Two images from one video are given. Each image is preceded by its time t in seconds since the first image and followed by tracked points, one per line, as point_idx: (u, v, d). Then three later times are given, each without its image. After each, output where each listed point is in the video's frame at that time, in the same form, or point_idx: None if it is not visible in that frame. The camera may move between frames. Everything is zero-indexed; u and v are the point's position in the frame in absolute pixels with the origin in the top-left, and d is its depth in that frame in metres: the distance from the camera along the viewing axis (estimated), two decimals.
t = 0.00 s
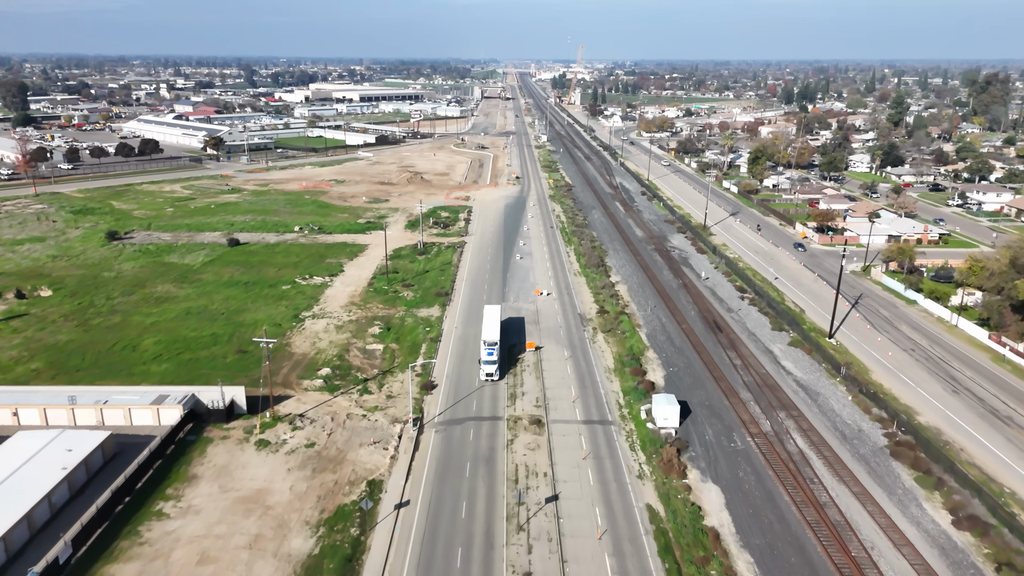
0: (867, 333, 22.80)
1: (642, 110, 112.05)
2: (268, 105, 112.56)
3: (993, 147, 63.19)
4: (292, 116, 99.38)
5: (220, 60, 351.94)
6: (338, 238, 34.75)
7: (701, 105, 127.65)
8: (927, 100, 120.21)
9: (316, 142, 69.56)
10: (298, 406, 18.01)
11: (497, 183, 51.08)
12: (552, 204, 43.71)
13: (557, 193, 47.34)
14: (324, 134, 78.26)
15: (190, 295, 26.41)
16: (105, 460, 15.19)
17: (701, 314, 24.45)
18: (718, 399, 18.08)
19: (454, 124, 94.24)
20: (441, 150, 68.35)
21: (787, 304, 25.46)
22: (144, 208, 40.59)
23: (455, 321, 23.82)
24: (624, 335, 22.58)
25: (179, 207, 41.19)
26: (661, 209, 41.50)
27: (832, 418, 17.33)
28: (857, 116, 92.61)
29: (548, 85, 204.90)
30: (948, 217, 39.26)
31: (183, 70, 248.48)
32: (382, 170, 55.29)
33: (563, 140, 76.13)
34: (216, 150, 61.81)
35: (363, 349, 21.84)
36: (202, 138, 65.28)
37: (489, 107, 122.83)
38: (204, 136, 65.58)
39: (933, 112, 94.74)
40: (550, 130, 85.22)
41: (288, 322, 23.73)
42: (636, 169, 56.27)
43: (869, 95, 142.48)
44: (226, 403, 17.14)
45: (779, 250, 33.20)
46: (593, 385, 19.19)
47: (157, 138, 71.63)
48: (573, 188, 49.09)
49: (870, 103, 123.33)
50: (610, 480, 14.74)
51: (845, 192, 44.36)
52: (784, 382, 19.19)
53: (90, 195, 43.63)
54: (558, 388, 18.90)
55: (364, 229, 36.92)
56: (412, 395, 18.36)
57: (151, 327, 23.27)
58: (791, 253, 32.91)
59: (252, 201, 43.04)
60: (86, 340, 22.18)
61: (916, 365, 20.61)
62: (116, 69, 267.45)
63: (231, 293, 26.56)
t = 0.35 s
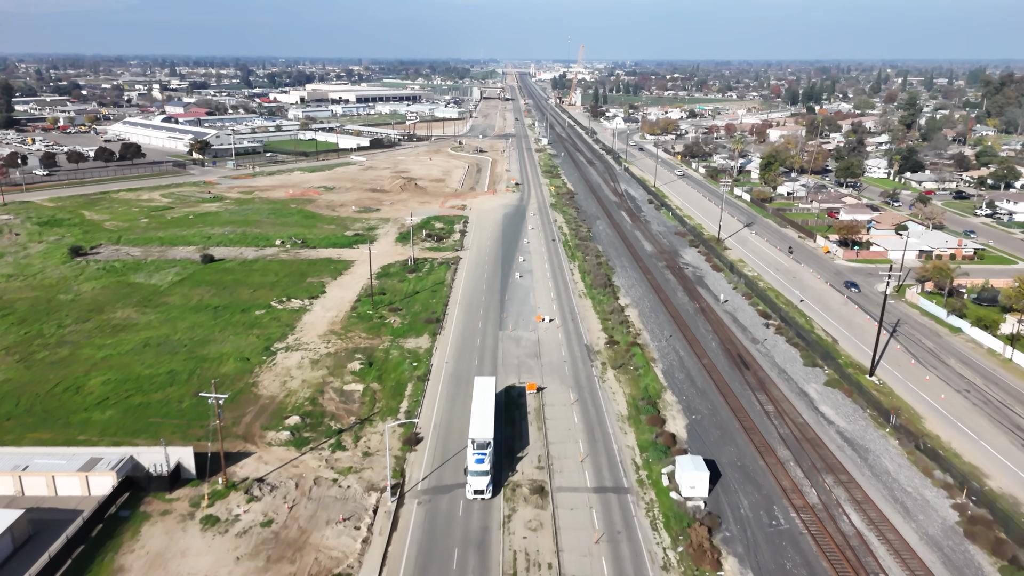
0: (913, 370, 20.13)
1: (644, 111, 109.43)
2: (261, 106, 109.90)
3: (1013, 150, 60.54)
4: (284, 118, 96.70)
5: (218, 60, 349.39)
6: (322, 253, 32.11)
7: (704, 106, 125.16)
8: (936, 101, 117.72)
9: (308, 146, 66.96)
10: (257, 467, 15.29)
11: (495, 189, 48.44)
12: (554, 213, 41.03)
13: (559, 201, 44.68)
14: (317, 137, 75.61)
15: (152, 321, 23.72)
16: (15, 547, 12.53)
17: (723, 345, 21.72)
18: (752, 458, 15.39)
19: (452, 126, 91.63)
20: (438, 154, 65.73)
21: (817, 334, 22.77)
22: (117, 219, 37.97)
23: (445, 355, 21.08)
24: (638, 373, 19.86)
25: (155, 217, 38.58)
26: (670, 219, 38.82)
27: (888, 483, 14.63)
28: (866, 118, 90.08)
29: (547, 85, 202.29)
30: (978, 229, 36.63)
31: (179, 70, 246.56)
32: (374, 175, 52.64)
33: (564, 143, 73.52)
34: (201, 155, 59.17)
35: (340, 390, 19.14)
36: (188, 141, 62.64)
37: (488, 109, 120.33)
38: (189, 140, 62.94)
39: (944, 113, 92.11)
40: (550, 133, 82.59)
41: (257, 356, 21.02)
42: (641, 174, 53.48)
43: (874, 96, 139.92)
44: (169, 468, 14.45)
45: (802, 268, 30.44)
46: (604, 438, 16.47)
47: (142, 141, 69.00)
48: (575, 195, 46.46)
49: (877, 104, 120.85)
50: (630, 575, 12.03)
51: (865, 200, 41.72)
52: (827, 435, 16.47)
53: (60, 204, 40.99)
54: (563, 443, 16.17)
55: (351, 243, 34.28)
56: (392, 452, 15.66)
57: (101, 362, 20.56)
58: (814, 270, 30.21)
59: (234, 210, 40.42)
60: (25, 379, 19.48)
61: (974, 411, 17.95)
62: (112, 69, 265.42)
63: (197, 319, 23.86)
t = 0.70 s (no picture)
0: (972, 417, 17.52)
1: (646, 112, 106.82)
2: (254, 107, 107.25)
3: None
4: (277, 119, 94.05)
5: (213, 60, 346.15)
6: (305, 270, 29.52)
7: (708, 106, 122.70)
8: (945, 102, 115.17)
9: (299, 149, 64.36)
10: (203, 551, 12.68)
11: (493, 196, 45.88)
12: (556, 223, 38.45)
13: (562, 209, 42.08)
14: (309, 139, 72.95)
15: (106, 353, 21.11)
16: None
17: (750, 384, 19.10)
18: (800, 539, 12.80)
19: (450, 128, 89.07)
20: (434, 158, 63.12)
21: (856, 370, 20.16)
22: (87, 231, 35.40)
23: (435, 397, 18.46)
24: (656, 420, 17.25)
25: (128, 228, 36.02)
26: (681, 231, 36.23)
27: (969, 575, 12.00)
28: (876, 119, 87.54)
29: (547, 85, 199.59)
30: (1013, 241, 34.08)
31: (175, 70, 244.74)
32: (367, 181, 50.04)
33: (565, 146, 70.99)
34: (186, 159, 56.54)
35: (311, 441, 16.53)
36: (173, 145, 60.06)
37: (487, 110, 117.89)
38: (175, 143, 60.36)
39: (957, 114, 89.54)
40: (551, 134, 79.96)
41: (219, 397, 18.41)
42: (648, 180, 50.83)
43: (880, 96, 137.37)
44: (93, 558, 11.93)
45: (829, 287, 27.80)
46: (621, 509, 13.83)
47: (126, 144, 66.42)
48: (578, 203, 43.87)
49: (884, 105, 118.39)
50: None
51: (888, 209, 39.16)
52: (885, 506, 13.86)
53: (29, 213, 38.42)
54: (573, 518, 13.54)
55: (337, 258, 31.67)
56: (367, 531, 13.05)
57: (39, 406, 17.95)
58: (843, 290, 27.57)
59: (214, 221, 37.82)
60: None
61: None
62: (108, 68, 263.68)
63: (157, 351, 21.25)
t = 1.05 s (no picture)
0: None
1: (653, 113, 103.94)
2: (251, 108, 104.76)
3: None
4: (273, 121, 91.53)
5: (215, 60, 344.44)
6: (287, 291, 26.81)
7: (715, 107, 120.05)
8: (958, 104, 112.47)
9: (292, 152, 61.82)
10: None
11: (494, 205, 43.25)
12: (561, 235, 35.80)
13: (568, 220, 39.35)
14: (304, 142, 70.36)
15: (49, 395, 18.47)
16: None
17: (793, 438, 16.36)
18: None
19: (450, 129, 86.49)
20: (433, 162, 60.45)
21: (912, 419, 17.44)
22: (56, 244, 32.86)
23: (424, 455, 15.76)
24: (685, 487, 14.54)
25: (101, 242, 33.48)
26: (697, 245, 33.54)
27: None
28: (891, 121, 84.58)
29: (550, 85, 196.82)
30: None
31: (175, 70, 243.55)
32: (361, 188, 47.40)
33: (570, 149, 68.36)
34: (173, 164, 54.05)
35: (274, 514, 13.85)
36: (160, 148, 57.57)
37: (489, 111, 115.36)
38: (162, 146, 57.88)
39: (975, 116, 86.72)
40: (555, 137, 77.42)
41: (171, 455, 15.74)
42: (658, 187, 48.04)
43: (891, 97, 134.38)
44: None
45: (866, 311, 25.01)
46: None
47: (114, 147, 63.99)
48: (585, 212, 41.21)
49: (896, 106, 115.66)
50: None
51: (918, 221, 36.43)
52: None
53: None
54: None
55: (324, 276, 28.97)
56: None
57: None
58: (882, 315, 24.79)
59: (194, 233, 35.24)
60: None
61: None
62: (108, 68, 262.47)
63: (108, 392, 18.60)
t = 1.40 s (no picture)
0: None
1: (656, 115, 101.26)
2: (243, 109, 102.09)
3: None
4: (266, 123, 88.86)
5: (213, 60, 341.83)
6: (262, 317, 24.11)
7: (720, 108, 117.51)
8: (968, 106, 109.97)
9: (283, 156, 59.24)
10: None
11: (493, 214, 40.65)
12: (565, 249, 33.19)
13: (571, 232, 36.71)
14: (295, 146, 67.73)
15: None
16: None
17: (847, 513, 13.71)
18: None
19: (449, 131, 83.93)
20: (429, 167, 57.80)
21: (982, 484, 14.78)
22: (16, 260, 30.30)
23: (407, 535, 13.11)
24: None
25: (66, 257, 30.91)
26: (713, 261, 30.92)
27: None
28: (903, 123, 81.95)
29: (551, 86, 194.05)
30: None
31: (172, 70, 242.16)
32: (352, 196, 44.75)
33: (572, 153, 65.80)
34: (156, 169, 51.51)
35: None
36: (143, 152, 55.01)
37: (489, 112, 112.83)
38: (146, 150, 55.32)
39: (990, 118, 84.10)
40: (557, 140, 74.91)
41: (101, 536, 13.10)
42: (667, 195, 45.34)
43: (899, 98, 131.78)
44: None
45: (908, 341, 22.33)
46: None
47: (97, 151, 61.46)
48: (590, 222, 38.60)
49: (905, 108, 113.09)
50: None
51: (950, 233, 33.84)
52: None
53: None
54: None
55: (304, 297, 26.23)
56: None
57: None
58: (927, 345, 22.13)
59: (168, 247, 32.65)
60: None
61: None
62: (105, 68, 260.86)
63: (41, 448, 16.00)
